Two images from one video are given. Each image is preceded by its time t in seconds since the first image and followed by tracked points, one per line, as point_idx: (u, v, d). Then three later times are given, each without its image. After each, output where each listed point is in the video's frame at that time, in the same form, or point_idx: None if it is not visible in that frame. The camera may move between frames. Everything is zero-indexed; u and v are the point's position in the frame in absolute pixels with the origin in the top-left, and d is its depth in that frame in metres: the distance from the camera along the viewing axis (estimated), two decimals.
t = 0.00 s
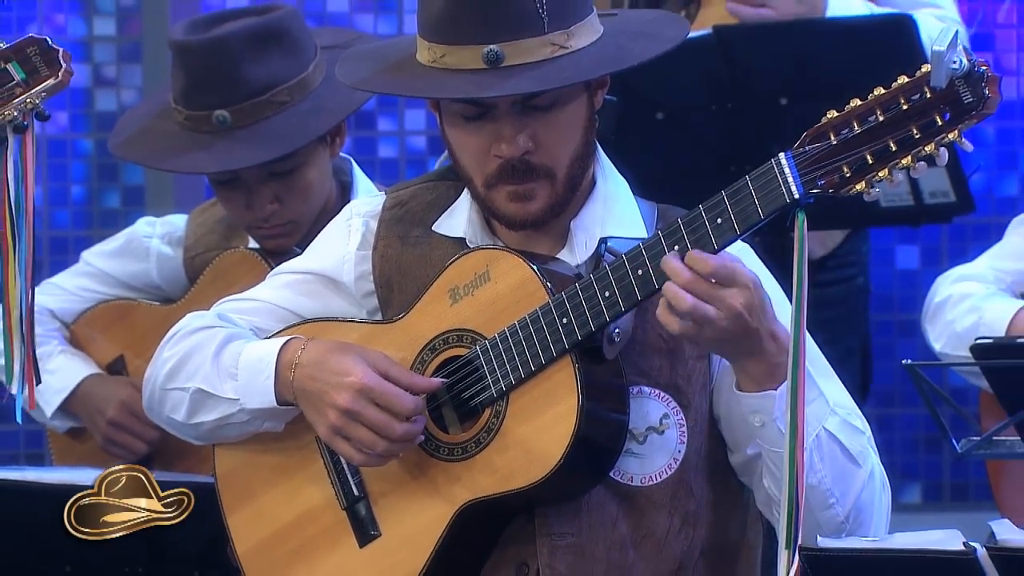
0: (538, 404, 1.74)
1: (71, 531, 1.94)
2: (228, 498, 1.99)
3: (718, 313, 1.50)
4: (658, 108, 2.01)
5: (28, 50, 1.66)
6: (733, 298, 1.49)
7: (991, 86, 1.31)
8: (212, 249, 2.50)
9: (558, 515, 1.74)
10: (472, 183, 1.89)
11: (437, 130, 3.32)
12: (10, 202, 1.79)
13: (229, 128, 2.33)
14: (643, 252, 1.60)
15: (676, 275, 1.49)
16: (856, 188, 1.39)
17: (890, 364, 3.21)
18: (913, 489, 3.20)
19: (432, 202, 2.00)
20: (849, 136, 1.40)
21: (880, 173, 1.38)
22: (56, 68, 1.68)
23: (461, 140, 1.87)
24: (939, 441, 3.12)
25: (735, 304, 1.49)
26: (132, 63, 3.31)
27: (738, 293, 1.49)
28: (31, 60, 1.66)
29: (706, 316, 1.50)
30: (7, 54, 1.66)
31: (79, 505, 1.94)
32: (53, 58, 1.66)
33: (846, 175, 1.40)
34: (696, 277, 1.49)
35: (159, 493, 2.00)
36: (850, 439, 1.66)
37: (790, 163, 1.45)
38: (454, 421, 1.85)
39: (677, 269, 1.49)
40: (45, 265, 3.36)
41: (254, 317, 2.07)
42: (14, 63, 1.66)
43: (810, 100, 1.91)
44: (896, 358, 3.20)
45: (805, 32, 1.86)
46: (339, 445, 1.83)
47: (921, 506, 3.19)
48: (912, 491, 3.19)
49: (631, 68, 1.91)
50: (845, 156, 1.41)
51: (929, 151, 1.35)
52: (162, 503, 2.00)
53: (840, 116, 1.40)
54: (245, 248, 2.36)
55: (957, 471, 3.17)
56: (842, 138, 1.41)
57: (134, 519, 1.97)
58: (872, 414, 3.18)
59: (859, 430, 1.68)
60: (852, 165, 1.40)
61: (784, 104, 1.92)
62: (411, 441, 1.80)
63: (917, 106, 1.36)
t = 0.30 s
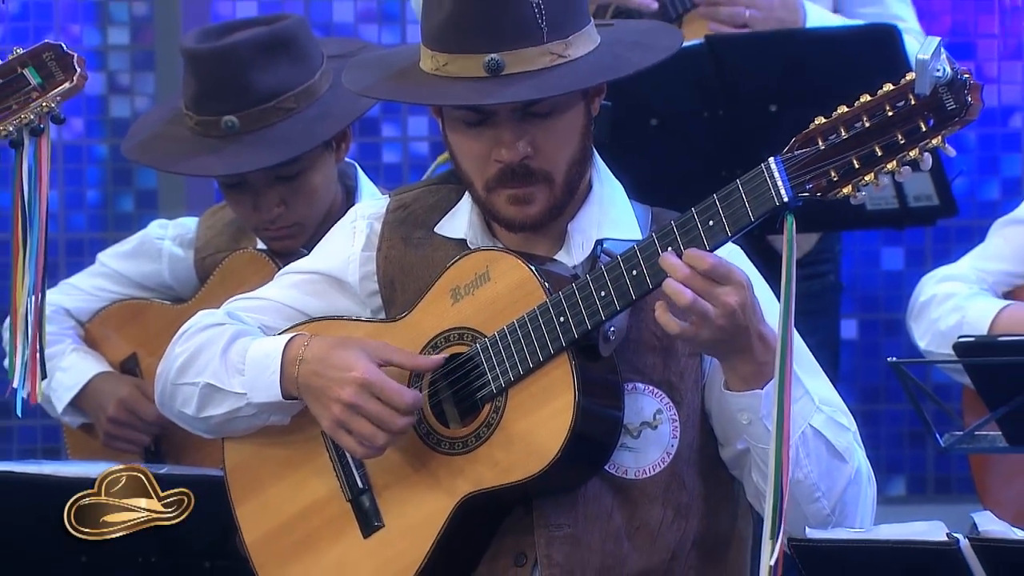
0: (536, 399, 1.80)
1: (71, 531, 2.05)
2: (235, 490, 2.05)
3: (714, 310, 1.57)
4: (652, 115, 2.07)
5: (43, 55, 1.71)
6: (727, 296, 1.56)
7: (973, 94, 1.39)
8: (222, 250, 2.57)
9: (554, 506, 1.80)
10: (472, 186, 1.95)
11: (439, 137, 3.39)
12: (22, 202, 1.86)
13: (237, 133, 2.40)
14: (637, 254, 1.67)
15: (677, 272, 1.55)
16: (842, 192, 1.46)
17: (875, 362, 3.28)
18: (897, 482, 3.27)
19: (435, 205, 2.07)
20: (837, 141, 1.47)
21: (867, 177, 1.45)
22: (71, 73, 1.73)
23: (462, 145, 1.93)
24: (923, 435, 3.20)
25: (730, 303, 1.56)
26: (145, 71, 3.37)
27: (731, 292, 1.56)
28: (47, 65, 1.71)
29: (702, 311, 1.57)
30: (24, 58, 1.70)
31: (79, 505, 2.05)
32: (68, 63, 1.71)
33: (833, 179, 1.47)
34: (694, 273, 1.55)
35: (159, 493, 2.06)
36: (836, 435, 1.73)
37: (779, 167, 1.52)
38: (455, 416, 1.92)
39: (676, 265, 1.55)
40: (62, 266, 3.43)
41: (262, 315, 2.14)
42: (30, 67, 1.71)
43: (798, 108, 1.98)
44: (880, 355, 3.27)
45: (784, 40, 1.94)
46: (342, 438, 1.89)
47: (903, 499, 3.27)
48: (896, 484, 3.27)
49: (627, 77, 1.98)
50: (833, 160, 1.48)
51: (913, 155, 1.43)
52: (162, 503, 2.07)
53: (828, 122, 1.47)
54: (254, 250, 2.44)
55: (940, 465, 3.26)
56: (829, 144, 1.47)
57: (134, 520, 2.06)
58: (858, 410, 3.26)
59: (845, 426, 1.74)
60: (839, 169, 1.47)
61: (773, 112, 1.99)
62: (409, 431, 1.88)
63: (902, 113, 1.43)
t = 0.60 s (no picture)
0: (530, 395, 1.88)
1: (72, 531, 2.15)
2: (242, 482, 2.13)
3: (711, 301, 1.63)
4: (641, 121, 2.14)
5: (60, 67, 1.81)
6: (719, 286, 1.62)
7: (949, 101, 1.46)
8: (226, 251, 2.65)
9: (546, 496, 1.88)
10: (468, 189, 2.02)
11: (437, 141, 3.47)
12: (41, 210, 1.94)
13: (241, 136, 2.48)
14: (627, 255, 1.74)
15: (669, 268, 1.63)
16: (824, 196, 1.54)
17: (855, 359, 3.36)
18: (877, 474, 3.36)
19: (431, 208, 2.15)
20: (818, 146, 1.54)
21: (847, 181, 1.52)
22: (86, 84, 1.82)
23: (458, 150, 2.01)
24: (901, 429, 3.28)
25: (724, 292, 1.62)
26: (153, 79, 3.45)
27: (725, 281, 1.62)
28: (63, 76, 1.80)
29: (697, 302, 1.63)
30: (41, 70, 1.79)
31: (80, 505, 2.15)
32: (84, 75, 1.81)
33: (815, 184, 1.55)
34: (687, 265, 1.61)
35: (159, 493, 2.15)
36: (823, 425, 1.81)
37: (764, 172, 1.59)
38: (451, 411, 1.99)
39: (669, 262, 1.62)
40: (74, 266, 3.52)
41: (266, 314, 2.22)
42: (47, 79, 1.80)
43: (783, 114, 2.06)
44: (861, 352, 3.35)
45: (768, 48, 2.02)
46: (346, 440, 1.97)
47: (881, 490, 3.36)
48: (876, 476, 3.35)
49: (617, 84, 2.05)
50: (815, 165, 1.55)
51: (892, 161, 1.50)
52: (162, 503, 2.16)
53: (811, 128, 1.55)
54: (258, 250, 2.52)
55: (919, 457, 3.34)
56: (811, 149, 1.55)
57: (134, 519, 2.15)
58: (839, 404, 3.34)
59: (831, 417, 1.82)
60: (821, 174, 1.55)
61: (758, 117, 2.07)
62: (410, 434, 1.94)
63: (881, 119, 1.50)
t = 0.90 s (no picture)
0: (529, 390, 1.95)
1: (73, 529, 2.21)
2: (252, 474, 2.21)
3: (731, 264, 1.69)
4: (634, 126, 2.23)
5: (75, 81, 1.92)
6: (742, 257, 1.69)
7: (932, 107, 1.53)
8: (235, 251, 2.73)
9: (544, 488, 1.96)
10: (467, 188, 2.10)
11: (438, 146, 3.54)
12: (61, 217, 2.06)
13: (246, 140, 2.56)
14: (622, 256, 1.82)
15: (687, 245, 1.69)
16: (812, 199, 1.61)
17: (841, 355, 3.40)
18: (862, 466, 3.42)
19: (434, 210, 2.22)
20: (807, 151, 1.61)
21: (834, 185, 1.60)
22: (99, 97, 1.93)
23: (458, 149, 2.09)
24: (886, 423, 3.35)
25: (742, 258, 1.69)
26: (166, 85, 3.49)
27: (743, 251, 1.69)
28: (78, 90, 1.92)
29: (719, 271, 1.69)
30: (56, 85, 1.90)
31: (80, 505, 2.21)
32: (95, 89, 1.90)
33: (803, 188, 1.62)
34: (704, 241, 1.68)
35: (161, 492, 2.22)
36: (821, 406, 1.89)
37: (753, 176, 1.66)
38: (452, 405, 2.06)
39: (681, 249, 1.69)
40: (88, 266, 3.55)
41: (273, 311, 2.30)
42: (62, 93, 1.92)
43: (771, 121, 2.12)
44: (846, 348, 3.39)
45: (757, 57, 2.11)
46: (350, 424, 2.06)
47: (865, 481, 3.42)
48: (860, 468, 3.41)
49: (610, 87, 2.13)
50: (803, 170, 1.62)
51: (877, 165, 1.57)
52: (162, 504, 2.23)
53: (798, 135, 1.62)
54: (265, 250, 2.60)
55: (902, 449, 3.41)
56: (799, 154, 1.62)
57: (136, 518, 2.22)
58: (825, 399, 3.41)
59: (826, 399, 1.91)
60: (809, 178, 1.62)
61: (747, 122, 2.14)
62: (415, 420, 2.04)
63: (867, 125, 1.57)
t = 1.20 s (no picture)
0: (526, 383, 2.04)
1: (76, 526, 2.31)
2: (258, 463, 2.29)
3: (716, 270, 1.77)
4: (626, 129, 2.32)
5: (91, 90, 2.10)
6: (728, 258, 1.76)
7: (914, 112, 1.61)
8: (241, 250, 2.82)
9: (541, 478, 2.04)
10: (466, 188, 2.18)
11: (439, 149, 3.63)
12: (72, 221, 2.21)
13: (251, 142, 2.65)
14: (615, 254, 1.90)
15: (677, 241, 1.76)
16: (799, 201, 1.69)
17: (824, 349, 3.46)
18: (844, 455, 3.49)
19: (433, 209, 2.30)
20: (793, 155, 1.69)
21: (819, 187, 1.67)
22: (113, 106, 2.11)
23: (457, 149, 2.17)
24: (869, 415, 3.41)
25: (729, 260, 1.76)
26: (176, 90, 3.57)
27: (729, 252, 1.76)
28: (94, 100, 2.10)
29: (703, 274, 1.77)
30: (74, 93, 2.10)
31: (82, 505, 2.31)
32: (110, 99, 2.09)
33: (790, 189, 1.70)
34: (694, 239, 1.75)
35: (162, 490, 2.30)
36: (807, 399, 1.97)
37: (742, 178, 1.73)
38: (451, 398, 2.15)
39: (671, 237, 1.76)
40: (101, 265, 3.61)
41: (278, 306, 2.38)
42: (79, 101, 2.10)
43: (758, 126, 2.20)
44: (830, 343, 3.45)
45: (738, 65, 2.18)
46: (358, 428, 2.14)
47: (848, 471, 3.48)
48: (843, 457, 3.48)
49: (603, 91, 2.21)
50: (790, 172, 1.70)
51: (862, 167, 1.66)
52: (162, 504, 2.31)
53: (786, 137, 1.69)
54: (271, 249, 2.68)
55: (884, 439, 3.48)
56: (786, 157, 1.70)
57: (136, 519, 2.31)
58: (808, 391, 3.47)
59: (812, 392, 1.99)
60: (795, 180, 1.70)
61: (734, 125, 2.22)
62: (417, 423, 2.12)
63: (851, 129, 1.65)
